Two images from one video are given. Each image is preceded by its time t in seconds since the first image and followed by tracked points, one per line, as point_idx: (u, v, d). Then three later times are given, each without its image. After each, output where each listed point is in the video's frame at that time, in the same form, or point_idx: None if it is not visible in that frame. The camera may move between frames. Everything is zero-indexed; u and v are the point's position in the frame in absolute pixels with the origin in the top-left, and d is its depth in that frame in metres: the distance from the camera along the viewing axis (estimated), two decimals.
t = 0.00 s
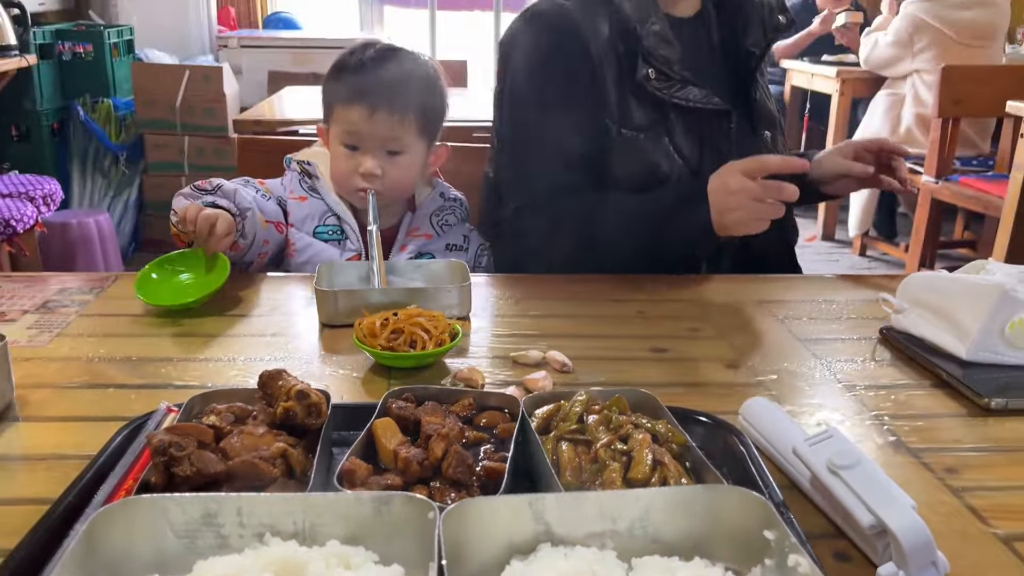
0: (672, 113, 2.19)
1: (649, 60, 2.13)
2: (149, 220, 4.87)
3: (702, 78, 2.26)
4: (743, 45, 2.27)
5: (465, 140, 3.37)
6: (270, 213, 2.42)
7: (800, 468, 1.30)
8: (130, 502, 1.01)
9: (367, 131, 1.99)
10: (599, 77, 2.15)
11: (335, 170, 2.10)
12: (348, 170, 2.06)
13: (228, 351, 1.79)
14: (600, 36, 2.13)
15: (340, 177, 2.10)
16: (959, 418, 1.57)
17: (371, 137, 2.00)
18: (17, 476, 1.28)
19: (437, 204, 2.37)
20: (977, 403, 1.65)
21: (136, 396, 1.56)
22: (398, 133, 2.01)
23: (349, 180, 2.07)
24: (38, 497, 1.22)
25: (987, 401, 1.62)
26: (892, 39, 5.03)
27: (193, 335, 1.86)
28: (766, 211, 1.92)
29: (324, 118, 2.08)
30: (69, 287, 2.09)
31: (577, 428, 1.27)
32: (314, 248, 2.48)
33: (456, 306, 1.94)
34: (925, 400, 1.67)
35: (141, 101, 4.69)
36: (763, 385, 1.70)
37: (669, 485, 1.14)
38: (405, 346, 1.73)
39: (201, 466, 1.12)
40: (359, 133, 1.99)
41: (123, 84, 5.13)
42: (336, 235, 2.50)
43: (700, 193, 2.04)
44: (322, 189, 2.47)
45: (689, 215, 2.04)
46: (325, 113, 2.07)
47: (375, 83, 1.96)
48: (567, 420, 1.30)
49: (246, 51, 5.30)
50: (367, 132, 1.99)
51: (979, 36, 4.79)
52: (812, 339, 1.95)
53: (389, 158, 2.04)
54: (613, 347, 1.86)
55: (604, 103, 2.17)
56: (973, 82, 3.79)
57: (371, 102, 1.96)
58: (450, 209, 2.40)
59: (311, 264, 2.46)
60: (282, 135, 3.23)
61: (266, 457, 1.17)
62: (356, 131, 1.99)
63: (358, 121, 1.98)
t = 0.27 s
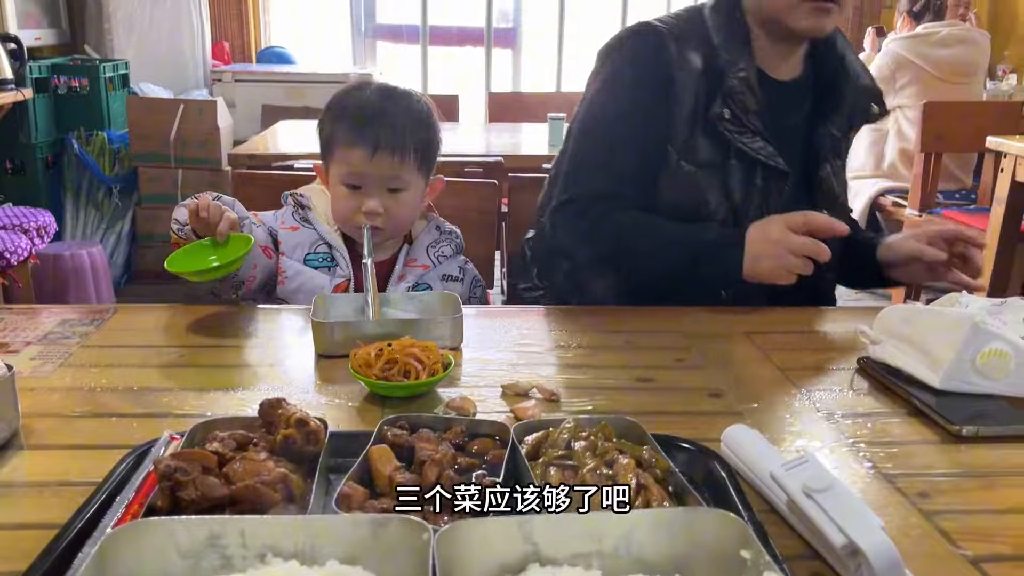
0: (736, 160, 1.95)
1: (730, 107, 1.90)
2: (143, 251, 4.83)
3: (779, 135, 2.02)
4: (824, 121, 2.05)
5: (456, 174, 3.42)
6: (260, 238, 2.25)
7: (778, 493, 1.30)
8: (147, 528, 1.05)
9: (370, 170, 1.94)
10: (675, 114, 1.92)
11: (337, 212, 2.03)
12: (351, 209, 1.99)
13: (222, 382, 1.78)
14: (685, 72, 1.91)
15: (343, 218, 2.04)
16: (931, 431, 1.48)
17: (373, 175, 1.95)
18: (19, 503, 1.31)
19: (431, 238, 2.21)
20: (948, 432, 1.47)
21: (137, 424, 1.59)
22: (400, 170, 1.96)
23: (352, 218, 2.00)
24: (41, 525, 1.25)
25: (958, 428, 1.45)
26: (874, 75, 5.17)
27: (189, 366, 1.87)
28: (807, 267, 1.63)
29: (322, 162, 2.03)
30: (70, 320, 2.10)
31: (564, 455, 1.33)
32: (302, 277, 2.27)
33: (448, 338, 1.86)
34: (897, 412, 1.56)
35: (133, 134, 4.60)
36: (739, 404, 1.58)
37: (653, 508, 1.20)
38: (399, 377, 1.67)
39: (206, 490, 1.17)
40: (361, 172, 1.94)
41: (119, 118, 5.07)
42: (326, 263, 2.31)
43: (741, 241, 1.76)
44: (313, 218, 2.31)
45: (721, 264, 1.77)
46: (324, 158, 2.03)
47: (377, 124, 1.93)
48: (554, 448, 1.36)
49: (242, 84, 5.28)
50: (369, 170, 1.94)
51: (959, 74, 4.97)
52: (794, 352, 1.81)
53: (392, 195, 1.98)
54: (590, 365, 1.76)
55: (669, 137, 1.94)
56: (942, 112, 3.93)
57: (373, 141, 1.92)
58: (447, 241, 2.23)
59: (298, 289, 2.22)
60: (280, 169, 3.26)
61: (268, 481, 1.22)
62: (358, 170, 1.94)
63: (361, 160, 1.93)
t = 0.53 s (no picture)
0: (834, 175, 1.86)
1: (852, 119, 1.79)
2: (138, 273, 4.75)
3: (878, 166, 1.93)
4: (922, 136, 1.96)
5: (450, 197, 3.47)
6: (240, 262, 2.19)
7: (758, 508, 1.27)
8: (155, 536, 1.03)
9: (374, 195, 1.93)
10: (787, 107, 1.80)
11: (340, 237, 2.01)
12: (355, 235, 1.98)
13: (222, 401, 1.75)
14: (806, 74, 1.78)
15: (345, 243, 2.02)
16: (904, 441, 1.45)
17: (378, 201, 1.93)
18: (22, 518, 1.31)
19: (422, 252, 2.16)
20: (923, 450, 1.41)
21: (140, 442, 1.58)
22: (404, 195, 1.95)
23: (358, 243, 1.99)
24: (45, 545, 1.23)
25: (932, 446, 1.39)
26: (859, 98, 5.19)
27: (189, 386, 1.83)
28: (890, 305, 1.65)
29: (321, 189, 2.00)
30: (69, 340, 2.06)
31: (554, 472, 1.36)
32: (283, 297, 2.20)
33: (442, 358, 1.85)
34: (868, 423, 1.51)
35: (129, 155, 4.51)
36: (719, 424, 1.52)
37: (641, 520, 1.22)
38: (394, 396, 1.66)
39: (210, 505, 1.22)
40: (366, 198, 1.93)
41: (113, 139, 5.02)
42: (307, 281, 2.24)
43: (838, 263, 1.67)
44: (293, 240, 2.27)
45: (810, 293, 1.69)
46: (323, 185, 2.00)
47: (379, 150, 1.92)
48: (542, 465, 1.39)
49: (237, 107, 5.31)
50: (374, 195, 1.93)
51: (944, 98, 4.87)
52: (780, 368, 1.75)
53: (396, 219, 1.98)
54: (571, 385, 1.72)
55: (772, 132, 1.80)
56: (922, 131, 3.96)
57: (378, 168, 1.91)
58: (436, 258, 2.21)
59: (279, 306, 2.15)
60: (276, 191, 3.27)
61: (269, 496, 1.27)
62: (363, 196, 1.92)
63: (366, 186, 1.92)
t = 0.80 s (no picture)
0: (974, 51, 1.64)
1: None
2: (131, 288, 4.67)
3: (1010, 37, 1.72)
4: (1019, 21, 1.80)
5: (445, 213, 3.49)
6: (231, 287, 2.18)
7: (745, 519, 1.30)
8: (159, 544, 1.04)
9: (364, 207, 1.97)
10: None
11: (329, 248, 2.05)
12: (345, 245, 2.03)
13: (223, 414, 1.72)
14: None
15: (333, 253, 2.06)
16: (893, 454, 1.48)
17: (367, 212, 1.98)
18: (24, 531, 1.29)
19: (400, 257, 2.16)
20: (911, 462, 1.45)
21: (141, 455, 1.56)
22: (392, 205, 2.00)
23: (348, 253, 2.04)
24: (46, 561, 1.20)
25: (918, 459, 1.43)
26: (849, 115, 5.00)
27: (189, 399, 1.79)
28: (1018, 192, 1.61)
29: (308, 203, 2.03)
30: (68, 354, 2.03)
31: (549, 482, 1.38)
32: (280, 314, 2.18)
33: (436, 373, 1.83)
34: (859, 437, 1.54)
35: (123, 169, 4.46)
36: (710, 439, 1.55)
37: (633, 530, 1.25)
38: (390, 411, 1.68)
39: (212, 516, 1.25)
40: (356, 210, 1.97)
41: (109, 152, 5.05)
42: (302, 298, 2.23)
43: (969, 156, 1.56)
44: (283, 258, 2.27)
45: (953, 184, 1.56)
46: (310, 198, 2.03)
47: (367, 162, 1.95)
48: (537, 475, 1.41)
49: (231, 121, 5.36)
50: (364, 207, 1.97)
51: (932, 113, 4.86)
52: (770, 382, 1.78)
53: (385, 228, 2.03)
54: (564, 401, 1.74)
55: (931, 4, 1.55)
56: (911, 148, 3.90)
57: (367, 180, 1.95)
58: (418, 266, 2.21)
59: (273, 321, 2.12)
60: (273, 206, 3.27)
61: (270, 507, 1.29)
62: (353, 208, 1.96)
63: (355, 198, 1.96)
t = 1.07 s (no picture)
0: None
1: None
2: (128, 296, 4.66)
3: None
4: None
5: (442, 221, 3.48)
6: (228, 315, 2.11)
7: (747, 525, 1.28)
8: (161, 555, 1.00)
9: (343, 223, 1.79)
10: None
11: (311, 255, 1.91)
12: (328, 255, 1.88)
13: (219, 423, 1.70)
14: None
15: (317, 259, 1.93)
16: (891, 462, 1.47)
17: (348, 227, 1.81)
18: (19, 539, 1.27)
19: (384, 261, 2.11)
20: (910, 470, 1.44)
21: (137, 463, 1.54)
22: (373, 219, 1.83)
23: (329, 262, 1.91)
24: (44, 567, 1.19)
25: (918, 466, 1.42)
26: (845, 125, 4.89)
27: (186, 408, 1.76)
28: None
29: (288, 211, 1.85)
30: (64, 362, 2.01)
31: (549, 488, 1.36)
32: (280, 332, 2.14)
33: (435, 381, 1.80)
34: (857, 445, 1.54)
35: (119, 179, 4.46)
36: (706, 446, 1.54)
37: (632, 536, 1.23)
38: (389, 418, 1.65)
39: (210, 524, 1.24)
40: (336, 225, 1.79)
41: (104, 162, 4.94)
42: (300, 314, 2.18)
43: None
44: (274, 275, 2.19)
45: None
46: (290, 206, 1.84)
47: (343, 179, 1.71)
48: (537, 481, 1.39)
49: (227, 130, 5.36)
50: (344, 222, 1.79)
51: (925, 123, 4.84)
52: (768, 390, 1.78)
53: (366, 240, 1.87)
54: (560, 408, 1.73)
55: None
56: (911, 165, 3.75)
57: (346, 198, 1.74)
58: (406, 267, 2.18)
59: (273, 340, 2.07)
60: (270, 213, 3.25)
61: (270, 515, 1.28)
62: (332, 224, 1.79)
63: (334, 216, 1.77)
